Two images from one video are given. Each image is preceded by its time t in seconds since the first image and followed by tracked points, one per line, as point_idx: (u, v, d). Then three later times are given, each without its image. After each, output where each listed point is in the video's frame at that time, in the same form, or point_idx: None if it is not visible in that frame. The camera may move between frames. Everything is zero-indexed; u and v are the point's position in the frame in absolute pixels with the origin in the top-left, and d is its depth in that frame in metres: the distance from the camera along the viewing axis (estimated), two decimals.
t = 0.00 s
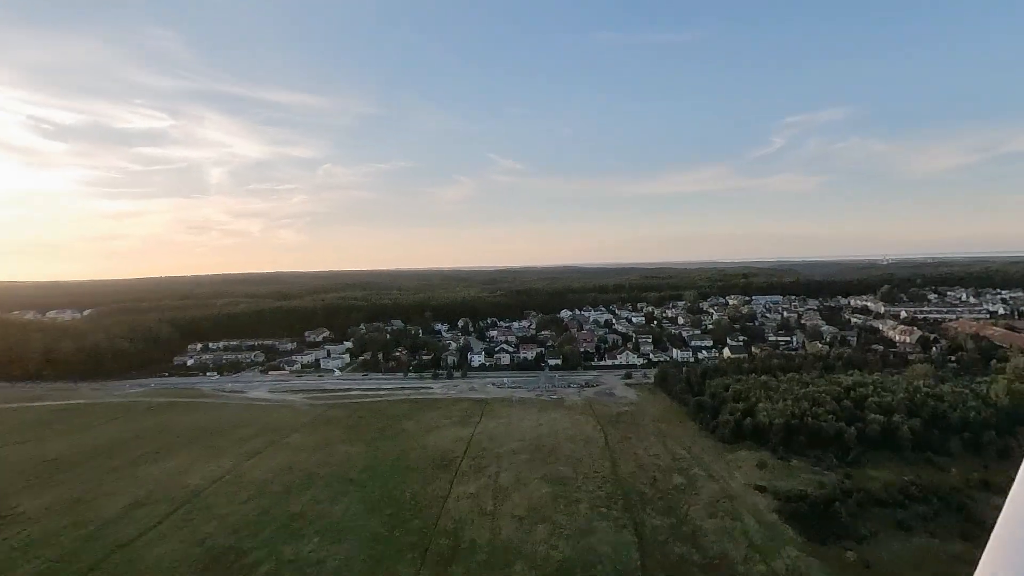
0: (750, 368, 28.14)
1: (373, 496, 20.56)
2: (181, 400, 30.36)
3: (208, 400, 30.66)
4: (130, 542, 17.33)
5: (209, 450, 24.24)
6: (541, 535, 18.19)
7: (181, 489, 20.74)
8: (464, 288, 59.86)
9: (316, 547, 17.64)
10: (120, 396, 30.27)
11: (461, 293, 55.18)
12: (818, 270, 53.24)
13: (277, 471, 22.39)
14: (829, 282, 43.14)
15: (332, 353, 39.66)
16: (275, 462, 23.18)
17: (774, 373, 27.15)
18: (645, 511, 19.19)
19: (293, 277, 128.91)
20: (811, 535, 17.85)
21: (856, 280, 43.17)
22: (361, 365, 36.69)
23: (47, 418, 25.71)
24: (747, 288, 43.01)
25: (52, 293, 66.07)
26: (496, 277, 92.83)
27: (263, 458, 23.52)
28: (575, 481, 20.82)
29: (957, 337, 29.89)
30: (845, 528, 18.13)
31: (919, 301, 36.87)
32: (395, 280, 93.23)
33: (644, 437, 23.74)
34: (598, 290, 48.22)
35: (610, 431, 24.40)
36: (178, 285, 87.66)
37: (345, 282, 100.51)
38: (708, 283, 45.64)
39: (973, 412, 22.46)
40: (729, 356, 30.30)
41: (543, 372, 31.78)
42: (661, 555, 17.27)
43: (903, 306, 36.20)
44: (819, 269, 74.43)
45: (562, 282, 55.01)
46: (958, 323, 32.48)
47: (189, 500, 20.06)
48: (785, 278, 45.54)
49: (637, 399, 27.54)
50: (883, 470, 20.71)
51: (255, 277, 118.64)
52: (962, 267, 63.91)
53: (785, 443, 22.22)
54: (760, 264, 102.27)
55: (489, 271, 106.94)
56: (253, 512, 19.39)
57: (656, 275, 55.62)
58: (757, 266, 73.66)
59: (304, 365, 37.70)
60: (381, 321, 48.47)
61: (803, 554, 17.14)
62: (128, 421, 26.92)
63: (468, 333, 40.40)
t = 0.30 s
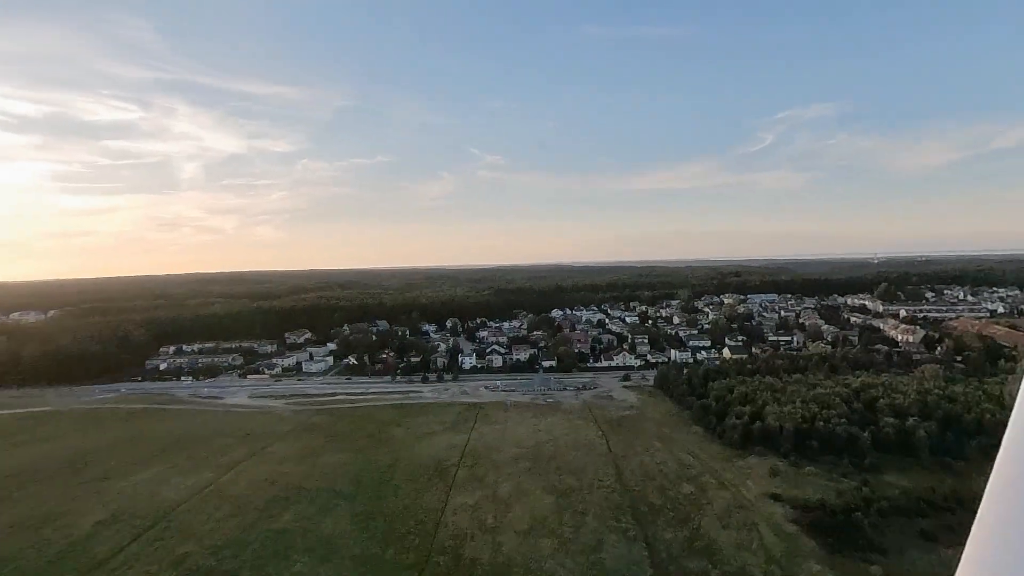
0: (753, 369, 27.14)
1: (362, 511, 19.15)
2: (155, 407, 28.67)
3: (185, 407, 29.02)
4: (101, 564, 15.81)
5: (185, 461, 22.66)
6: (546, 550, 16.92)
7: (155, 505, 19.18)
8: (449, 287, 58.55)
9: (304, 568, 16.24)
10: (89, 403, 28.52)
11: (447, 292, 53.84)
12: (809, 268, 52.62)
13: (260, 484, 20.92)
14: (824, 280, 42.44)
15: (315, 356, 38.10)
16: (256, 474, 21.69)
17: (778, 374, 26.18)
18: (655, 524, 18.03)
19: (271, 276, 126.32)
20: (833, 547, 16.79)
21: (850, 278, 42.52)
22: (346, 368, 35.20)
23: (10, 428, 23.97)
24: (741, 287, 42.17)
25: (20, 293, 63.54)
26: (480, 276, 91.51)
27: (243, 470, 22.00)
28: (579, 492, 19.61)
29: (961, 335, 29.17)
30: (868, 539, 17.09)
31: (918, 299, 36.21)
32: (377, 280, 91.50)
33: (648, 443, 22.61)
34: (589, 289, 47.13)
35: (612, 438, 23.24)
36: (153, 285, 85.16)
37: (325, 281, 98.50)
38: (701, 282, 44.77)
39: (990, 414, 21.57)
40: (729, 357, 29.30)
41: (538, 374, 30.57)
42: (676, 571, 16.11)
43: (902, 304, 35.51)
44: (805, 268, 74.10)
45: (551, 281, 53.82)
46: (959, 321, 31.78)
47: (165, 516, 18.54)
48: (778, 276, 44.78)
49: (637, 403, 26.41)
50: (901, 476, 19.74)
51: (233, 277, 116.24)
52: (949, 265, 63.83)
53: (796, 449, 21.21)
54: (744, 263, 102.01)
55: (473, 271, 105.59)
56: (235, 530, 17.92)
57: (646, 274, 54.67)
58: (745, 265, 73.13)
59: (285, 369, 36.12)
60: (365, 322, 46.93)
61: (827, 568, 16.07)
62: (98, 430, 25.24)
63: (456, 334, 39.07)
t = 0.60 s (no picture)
0: (752, 368, 26.35)
1: (350, 525, 17.86)
2: (122, 414, 27.01)
3: (155, 414, 27.40)
4: None
5: (156, 473, 21.12)
6: (551, 565, 15.80)
7: (124, 524, 17.66)
8: (430, 285, 57.23)
9: None
10: (51, 410, 26.75)
11: (428, 291, 52.44)
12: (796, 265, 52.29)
13: (238, 497, 19.53)
14: (812, 277, 42.03)
15: (293, 358, 36.55)
16: (234, 487, 20.25)
17: (778, 373, 25.41)
18: (665, 534, 17.02)
19: (244, 275, 123.49)
20: (853, 557, 15.91)
21: (839, 275, 42.18)
22: (326, 370, 33.76)
23: None
24: (730, 284, 41.60)
25: None
26: (459, 274, 90.30)
27: (220, 483, 20.54)
28: (581, 501, 18.54)
29: (959, 332, 28.70)
30: (888, 547, 16.21)
31: (909, 296, 35.87)
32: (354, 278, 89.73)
33: (649, 447, 21.61)
34: (575, 287, 46.20)
35: (612, 442, 22.24)
36: (121, 284, 82.35)
37: (300, 280, 96.43)
38: (689, 279, 44.13)
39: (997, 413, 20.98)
40: (725, 355, 28.51)
41: (528, 375, 29.47)
42: None
43: (894, 300, 35.15)
44: (786, 265, 74.11)
45: (535, 279, 52.81)
46: (954, 317, 31.40)
47: (135, 534, 17.09)
48: (766, 273, 44.31)
49: (633, 405, 25.46)
50: (914, 480, 18.96)
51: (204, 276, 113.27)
52: (929, 261, 64.16)
53: (804, 452, 20.36)
54: (723, 261, 102.12)
55: (451, 269, 104.20)
56: (212, 548, 16.54)
57: (631, 271, 53.95)
58: (726, 263, 72.98)
59: (261, 372, 34.55)
60: (344, 322, 45.45)
61: None
62: (62, 439, 23.58)
63: (440, 334, 37.79)
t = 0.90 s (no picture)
0: (743, 366, 25.69)
1: (332, 540, 16.53)
2: (78, 423, 25.17)
3: (115, 422, 25.61)
4: None
5: (117, 487, 19.49)
6: None
7: (81, 544, 16.06)
8: (405, 283, 55.71)
9: None
10: None
11: (403, 289, 50.93)
12: (774, 262, 52.11)
13: (208, 512, 18.04)
14: (794, 274, 41.74)
15: (263, 360, 34.86)
16: (203, 501, 18.70)
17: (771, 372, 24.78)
18: (671, 543, 16.05)
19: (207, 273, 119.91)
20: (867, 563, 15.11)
21: (820, 272, 41.95)
22: (298, 373, 32.20)
23: None
24: (712, 281, 41.05)
25: None
26: (432, 272, 88.73)
27: (187, 497, 18.97)
28: (579, 509, 17.49)
29: (949, 330, 28.41)
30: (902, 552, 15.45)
31: (892, 293, 35.69)
32: (322, 275, 87.34)
33: (646, 451, 20.70)
34: (555, 285, 45.24)
35: (606, 445, 21.28)
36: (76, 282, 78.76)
37: (267, 278, 93.70)
38: (670, 277, 43.50)
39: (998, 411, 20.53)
40: (715, 353, 27.82)
41: (513, 376, 28.37)
42: None
43: (878, 298, 34.92)
44: (760, 261, 74.28)
45: (513, 276, 51.68)
46: (940, 314, 31.19)
47: (94, 555, 15.51)
48: (747, 271, 43.92)
49: (624, 406, 24.56)
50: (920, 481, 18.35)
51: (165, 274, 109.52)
52: (900, 259, 64.85)
53: (806, 453, 19.66)
54: (695, 259, 102.36)
55: (423, 267, 102.53)
56: (179, 569, 15.06)
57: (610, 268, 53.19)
58: (701, 261, 72.83)
59: (229, 376, 32.83)
60: (316, 322, 43.77)
61: None
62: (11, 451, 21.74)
63: (418, 333, 36.45)
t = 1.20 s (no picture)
0: (728, 361, 25.16)
1: (309, 555, 15.22)
2: (21, 432, 23.19)
3: (63, 429, 23.70)
4: None
5: (67, 503, 17.81)
6: None
7: (26, 568, 14.44)
8: (370, 278, 54.03)
9: None
10: None
11: (368, 285, 49.23)
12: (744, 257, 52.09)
13: (170, 527, 16.54)
14: (767, 267, 41.60)
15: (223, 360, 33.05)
16: (165, 516, 17.17)
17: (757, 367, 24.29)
18: (672, 548, 15.20)
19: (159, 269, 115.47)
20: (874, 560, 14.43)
21: (792, 266, 41.91)
22: (262, 373, 30.55)
23: None
24: (686, 275, 40.63)
25: None
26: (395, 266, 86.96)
27: (146, 512, 17.43)
28: (573, 515, 16.55)
29: (928, 322, 28.39)
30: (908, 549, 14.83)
31: (866, 286, 35.73)
32: (281, 271, 84.76)
33: (638, 451, 19.90)
34: (526, 280, 44.27)
35: (595, 446, 20.42)
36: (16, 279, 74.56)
37: (222, 274, 90.41)
38: (644, 271, 42.95)
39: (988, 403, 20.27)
40: (697, 348, 27.25)
41: (491, 374, 27.34)
42: None
43: (853, 291, 34.92)
44: (725, 256, 74.59)
45: (483, 271, 50.53)
46: (915, 307, 31.23)
47: None
48: (719, 265, 43.68)
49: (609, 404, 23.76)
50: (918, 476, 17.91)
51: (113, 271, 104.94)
52: (863, 255, 65.71)
53: (801, 450, 19.12)
54: (658, 253, 102.71)
55: (385, 263, 100.47)
56: None
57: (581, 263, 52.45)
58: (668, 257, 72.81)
59: (186, 377, 30.97)
60: (279, 320, 41.92)
61: None
62: None
63: (388, 331, 35.05)
